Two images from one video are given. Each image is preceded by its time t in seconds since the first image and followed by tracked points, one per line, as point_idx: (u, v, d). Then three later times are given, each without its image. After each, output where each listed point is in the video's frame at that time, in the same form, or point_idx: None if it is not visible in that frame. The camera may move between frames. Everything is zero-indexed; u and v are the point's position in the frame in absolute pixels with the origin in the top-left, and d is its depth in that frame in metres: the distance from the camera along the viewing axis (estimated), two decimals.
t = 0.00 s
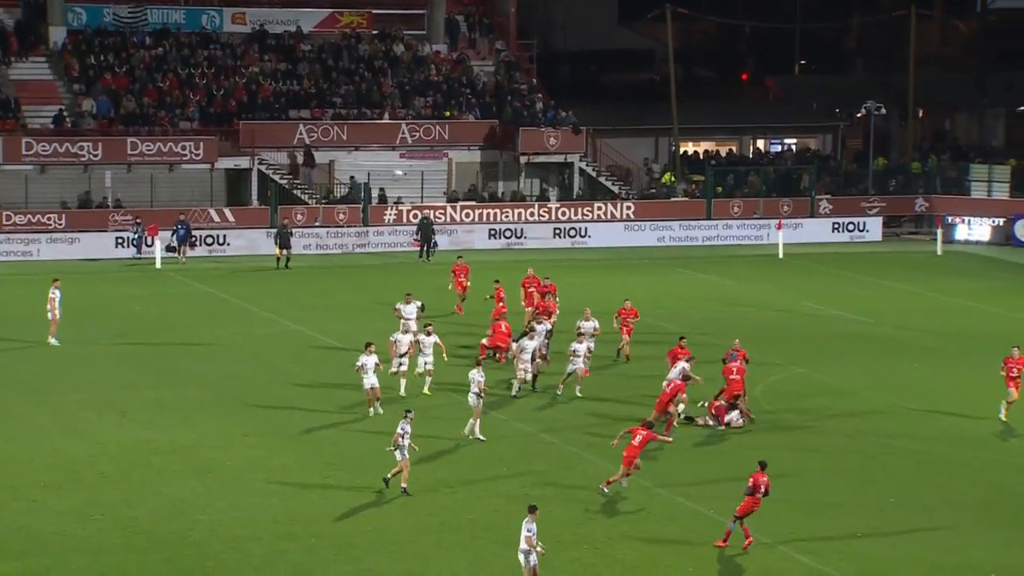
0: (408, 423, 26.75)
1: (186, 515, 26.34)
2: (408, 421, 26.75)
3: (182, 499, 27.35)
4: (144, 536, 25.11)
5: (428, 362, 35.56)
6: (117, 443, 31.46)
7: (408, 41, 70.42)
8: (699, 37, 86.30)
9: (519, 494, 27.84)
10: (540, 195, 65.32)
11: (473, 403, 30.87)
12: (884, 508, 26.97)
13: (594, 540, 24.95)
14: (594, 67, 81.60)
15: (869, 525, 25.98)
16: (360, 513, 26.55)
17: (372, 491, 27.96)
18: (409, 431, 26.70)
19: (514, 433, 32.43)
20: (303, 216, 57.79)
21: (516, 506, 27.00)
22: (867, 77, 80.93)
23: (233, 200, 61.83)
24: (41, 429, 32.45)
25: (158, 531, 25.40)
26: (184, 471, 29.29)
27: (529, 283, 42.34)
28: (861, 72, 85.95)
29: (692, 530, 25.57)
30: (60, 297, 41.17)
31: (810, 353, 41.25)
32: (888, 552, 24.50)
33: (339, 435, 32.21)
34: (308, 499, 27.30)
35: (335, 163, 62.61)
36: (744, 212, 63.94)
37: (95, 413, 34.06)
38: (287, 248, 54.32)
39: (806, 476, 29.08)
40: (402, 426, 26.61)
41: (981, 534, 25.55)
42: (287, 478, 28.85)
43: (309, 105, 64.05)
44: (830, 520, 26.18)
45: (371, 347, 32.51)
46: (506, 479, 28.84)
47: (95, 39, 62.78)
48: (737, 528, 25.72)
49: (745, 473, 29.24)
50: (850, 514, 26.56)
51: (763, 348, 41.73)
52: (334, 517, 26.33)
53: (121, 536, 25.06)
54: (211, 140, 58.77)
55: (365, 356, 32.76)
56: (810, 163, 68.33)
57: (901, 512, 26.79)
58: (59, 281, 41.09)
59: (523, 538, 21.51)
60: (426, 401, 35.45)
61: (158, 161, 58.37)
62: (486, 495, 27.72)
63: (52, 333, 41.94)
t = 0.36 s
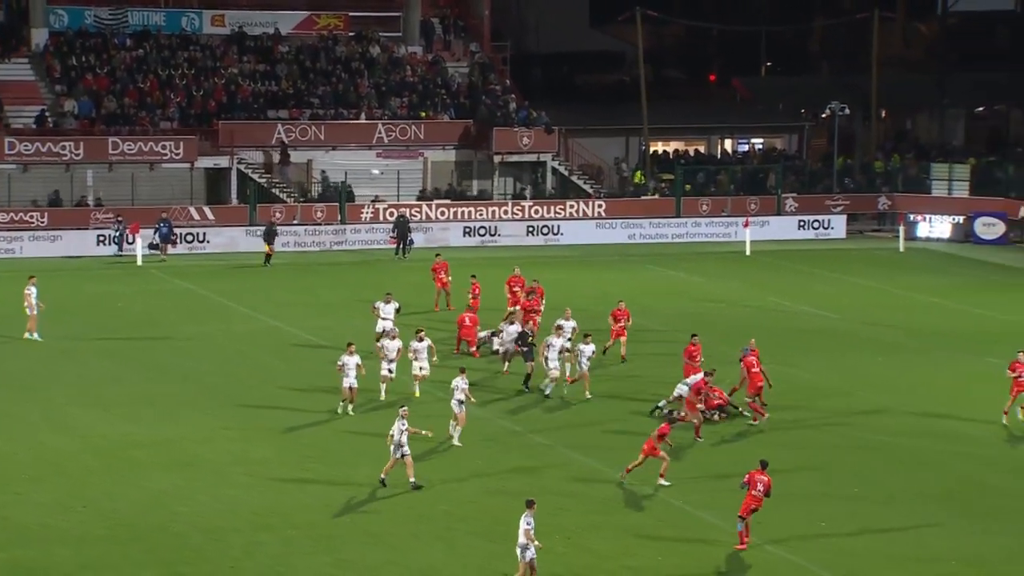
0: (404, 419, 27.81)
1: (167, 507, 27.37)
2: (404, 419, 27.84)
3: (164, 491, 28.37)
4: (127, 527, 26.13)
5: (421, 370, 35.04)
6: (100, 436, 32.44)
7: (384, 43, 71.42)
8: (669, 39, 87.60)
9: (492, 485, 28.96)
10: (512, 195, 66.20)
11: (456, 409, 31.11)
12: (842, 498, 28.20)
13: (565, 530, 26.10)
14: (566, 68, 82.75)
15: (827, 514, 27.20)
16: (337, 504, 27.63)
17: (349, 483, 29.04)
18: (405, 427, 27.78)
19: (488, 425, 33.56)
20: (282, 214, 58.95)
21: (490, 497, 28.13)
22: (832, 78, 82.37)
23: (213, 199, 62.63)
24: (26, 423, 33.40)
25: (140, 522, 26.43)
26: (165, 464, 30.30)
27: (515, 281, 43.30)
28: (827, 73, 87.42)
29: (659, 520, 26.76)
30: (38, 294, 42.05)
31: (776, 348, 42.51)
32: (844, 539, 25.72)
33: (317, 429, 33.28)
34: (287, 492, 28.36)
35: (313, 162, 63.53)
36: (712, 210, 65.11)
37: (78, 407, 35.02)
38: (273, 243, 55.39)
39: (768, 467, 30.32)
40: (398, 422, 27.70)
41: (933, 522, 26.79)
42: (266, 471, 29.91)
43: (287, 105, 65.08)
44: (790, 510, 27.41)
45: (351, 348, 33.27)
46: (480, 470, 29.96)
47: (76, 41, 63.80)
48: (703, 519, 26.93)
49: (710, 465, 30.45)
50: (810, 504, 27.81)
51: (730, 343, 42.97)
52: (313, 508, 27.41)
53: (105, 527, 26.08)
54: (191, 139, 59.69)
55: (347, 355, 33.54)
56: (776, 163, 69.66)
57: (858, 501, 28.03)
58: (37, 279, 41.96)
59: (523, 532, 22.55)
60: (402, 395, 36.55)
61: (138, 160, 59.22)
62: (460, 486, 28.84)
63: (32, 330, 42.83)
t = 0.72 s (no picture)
0: (399, 418, 28.26)
1: (144, 500, 28.09)
2: (399, 415, 28.32)
3: (140, 485, 29.09)
4: (104, 520, 26.85)
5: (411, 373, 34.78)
6: (77, 431, 33.12)
7: (356, 42, 72.11)
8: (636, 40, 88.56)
9: (464, 477, 29.81)
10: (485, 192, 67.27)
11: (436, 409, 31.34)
12: (804, 489, 29.17)
13: (536, 521, 26.98)
14: (537, 68, 83.19)
15: (788, 505, 28.08)
16: (311, 496, 28.44)
17: (323, 475, 29.89)
18: (400, 423, 28.27)
19: (459, 419, 34.42)
20: (255, 212, 59.67)
21: (461, 489, 28.98)
22: (797, 78, 83.58)
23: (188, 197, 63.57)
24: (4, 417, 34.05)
25: (117, 516, 27.14)
26: (142, 458, 31.03)
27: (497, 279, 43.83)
28: (792, 73, 88.58)
29: (626, 511, 27.65)
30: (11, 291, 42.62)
31: (741, 342, 43.52)
32: (805, 529, 26.61)
33: (290, 423, 34.09)
34: (261, 485, 29.13)
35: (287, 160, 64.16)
36: (680, 207, 66.24)
37: (55, 402, 35.67)
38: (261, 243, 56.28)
39: (730, 459, 31.31)
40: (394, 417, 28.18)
41: (892, 512, 27.72)
42: (241, 464, 30.67)
43: (261, 104, 65.75)
44: (753, 500, 28.37)
45: (327, 346, 33.33)
46: (452, 463, 30.81)
47: (52, 40, 64.35)
48: (671, 509, 27.86)
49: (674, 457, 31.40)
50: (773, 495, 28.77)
51: (696, 338, 43.97)
52: (288, 501, 28.11)
53: (82, 520, 26.78)
54: (167, 138, 60.23)
55: (322, 357, 33.70)
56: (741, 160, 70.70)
57: (817, 492, 28.96)
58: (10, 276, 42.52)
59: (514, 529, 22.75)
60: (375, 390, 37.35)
61: (115, 159, 59.79)
62: (433, 478, 29.70)
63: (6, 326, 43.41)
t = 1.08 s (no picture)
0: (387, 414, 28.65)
1: (114, 494, 28.52)
2: (388, 410, 28.76)
3: (110, 478, 29.52)
4: (74, 513, 27.28)
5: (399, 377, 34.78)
6: (48, 424, 33.51)
7: (324, 39, 72.58)
8: (601, 37, 89.49)
9: (431, 470, 30.36)
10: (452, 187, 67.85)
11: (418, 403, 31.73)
12: (764, 480, 29.84)
13: (502, 513, 27.55)
14: (503, 66, 84.36)
15: (747, 496, 28.79)
16: (280, 489, 28.92)
17: (292, 468, 30.38)
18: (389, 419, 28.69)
19: (427, 412, 34.97)
20: (225, 207, 60.10)
21: (429, 482, 29.52)
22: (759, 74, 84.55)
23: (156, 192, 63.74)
24: None
25: (87, 509, 27.56)
26: (112, 451, 31.46)
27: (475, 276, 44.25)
28: (754, 71, 89.62)
29: (590, 502, 28.26)
30: None
31: (705, 336, 44.22)
32: (764, 520, 27.28)
33: (259, 416, 34.57)
34: (231, 478, 29.61)
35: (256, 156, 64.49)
36: (644, 202, 67.06)
37: (25, 396, 36.04)
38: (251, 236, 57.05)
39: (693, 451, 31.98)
40: (384, 413, 28.62)
41: (848, 502, 28.45)
42: (211, 458, 31.12)
43: (230, 100, 66.12)
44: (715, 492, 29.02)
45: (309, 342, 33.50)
46: (420, 456, 31.35)
47: (21, 37, 64.61)
48: (634, 500, 28.48)
49: (638, 449, 32.04)
50: (734, 486, 29.43)
51: (661, 332, 44.65)
52: (256, 494, 28.60)
53: (53, 513, 27.20)
54: (136, 134, 60.59)
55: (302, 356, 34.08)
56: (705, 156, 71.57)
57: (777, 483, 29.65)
58: None
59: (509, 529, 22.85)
60: (344, 384, 37.85)
61: (84, 155, 60.15)
62: (401, 471, 30.23)
63: None
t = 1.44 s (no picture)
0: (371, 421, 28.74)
1: (79, 489, 28.79)
2: (371, 418, 28.75)
3: (75, 474, 29.77)
4: (39, 507, 27.55)
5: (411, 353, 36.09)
6: (13, 420, 33.72)
7: (289, 37, 72.77)
8: (564, 34, 90.12)
9: (396, 464, 30.73)
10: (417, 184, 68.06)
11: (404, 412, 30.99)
12: (724, 474, 30.37)
13: (466, 507, 27.96)
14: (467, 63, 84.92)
15: (706, 489, 29.30)
16: (246, 484, 29.26)
17: (257, 462, 30.73)
18: (372, 426, 28.73)
19: (391, 407, 35.41)
20: (191, 204, 60.18)
21: (393, 476, 29.90)
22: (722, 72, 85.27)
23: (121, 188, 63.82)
24: None
25: (53, 503, 27.81)
26: (78, 447, 31.72)
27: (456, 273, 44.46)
28: (715, 68, 90.29)
29: (553, 495, 28.76)
30: None
31: (668, 331, 44.75)
32: (723, 513, 27.83)
33: (225, 411, 34.88)
34: (195, 472, 29.91)
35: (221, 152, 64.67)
36: (608, 199, 67.43)
37: None
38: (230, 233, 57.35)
39: (654, 444, 32.49)
40: (366, 421, 28.65)
41: (808, 494, 28.99)
42: (176, 453, 31.41)
43: (195, 97, 66.23)
44: (676, 485, 29.54)
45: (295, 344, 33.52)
46: (385, 450, 31.73)
47: None
48: (596, 493, 28.95)
49: (600, 443, 32.53)
50: (693, 479, 29.94)
51: (624, 327, 45.15)
52: (222, 489, 28.91)
53: (18, 508, 27.44)
54: (101, 130, 61.18)
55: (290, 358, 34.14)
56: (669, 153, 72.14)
57: (736, 476, 30.17)
58: None
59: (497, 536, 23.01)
60: (309, 378, 38.22)
61: (49, 151, 60.65)
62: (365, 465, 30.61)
63: None
